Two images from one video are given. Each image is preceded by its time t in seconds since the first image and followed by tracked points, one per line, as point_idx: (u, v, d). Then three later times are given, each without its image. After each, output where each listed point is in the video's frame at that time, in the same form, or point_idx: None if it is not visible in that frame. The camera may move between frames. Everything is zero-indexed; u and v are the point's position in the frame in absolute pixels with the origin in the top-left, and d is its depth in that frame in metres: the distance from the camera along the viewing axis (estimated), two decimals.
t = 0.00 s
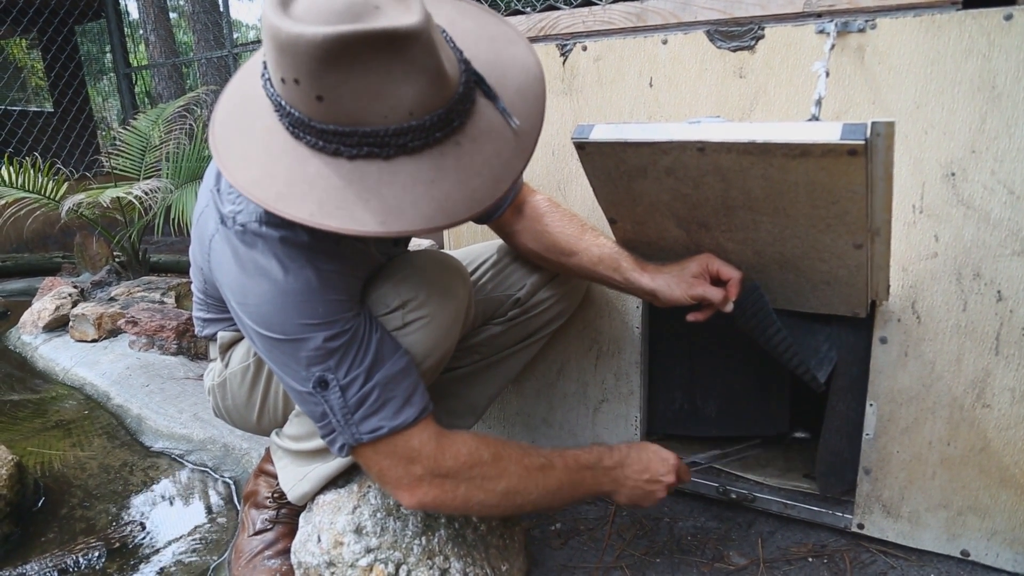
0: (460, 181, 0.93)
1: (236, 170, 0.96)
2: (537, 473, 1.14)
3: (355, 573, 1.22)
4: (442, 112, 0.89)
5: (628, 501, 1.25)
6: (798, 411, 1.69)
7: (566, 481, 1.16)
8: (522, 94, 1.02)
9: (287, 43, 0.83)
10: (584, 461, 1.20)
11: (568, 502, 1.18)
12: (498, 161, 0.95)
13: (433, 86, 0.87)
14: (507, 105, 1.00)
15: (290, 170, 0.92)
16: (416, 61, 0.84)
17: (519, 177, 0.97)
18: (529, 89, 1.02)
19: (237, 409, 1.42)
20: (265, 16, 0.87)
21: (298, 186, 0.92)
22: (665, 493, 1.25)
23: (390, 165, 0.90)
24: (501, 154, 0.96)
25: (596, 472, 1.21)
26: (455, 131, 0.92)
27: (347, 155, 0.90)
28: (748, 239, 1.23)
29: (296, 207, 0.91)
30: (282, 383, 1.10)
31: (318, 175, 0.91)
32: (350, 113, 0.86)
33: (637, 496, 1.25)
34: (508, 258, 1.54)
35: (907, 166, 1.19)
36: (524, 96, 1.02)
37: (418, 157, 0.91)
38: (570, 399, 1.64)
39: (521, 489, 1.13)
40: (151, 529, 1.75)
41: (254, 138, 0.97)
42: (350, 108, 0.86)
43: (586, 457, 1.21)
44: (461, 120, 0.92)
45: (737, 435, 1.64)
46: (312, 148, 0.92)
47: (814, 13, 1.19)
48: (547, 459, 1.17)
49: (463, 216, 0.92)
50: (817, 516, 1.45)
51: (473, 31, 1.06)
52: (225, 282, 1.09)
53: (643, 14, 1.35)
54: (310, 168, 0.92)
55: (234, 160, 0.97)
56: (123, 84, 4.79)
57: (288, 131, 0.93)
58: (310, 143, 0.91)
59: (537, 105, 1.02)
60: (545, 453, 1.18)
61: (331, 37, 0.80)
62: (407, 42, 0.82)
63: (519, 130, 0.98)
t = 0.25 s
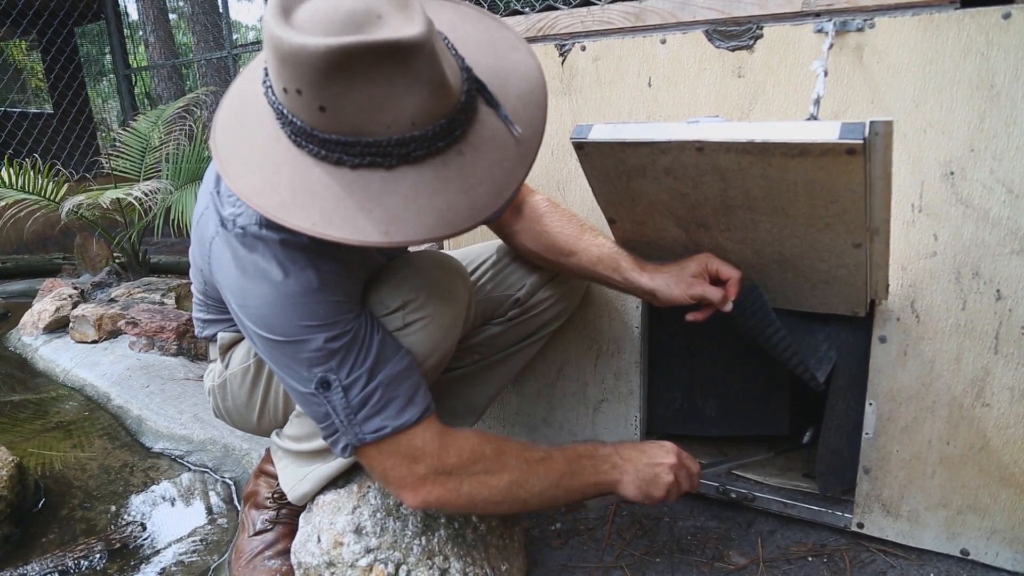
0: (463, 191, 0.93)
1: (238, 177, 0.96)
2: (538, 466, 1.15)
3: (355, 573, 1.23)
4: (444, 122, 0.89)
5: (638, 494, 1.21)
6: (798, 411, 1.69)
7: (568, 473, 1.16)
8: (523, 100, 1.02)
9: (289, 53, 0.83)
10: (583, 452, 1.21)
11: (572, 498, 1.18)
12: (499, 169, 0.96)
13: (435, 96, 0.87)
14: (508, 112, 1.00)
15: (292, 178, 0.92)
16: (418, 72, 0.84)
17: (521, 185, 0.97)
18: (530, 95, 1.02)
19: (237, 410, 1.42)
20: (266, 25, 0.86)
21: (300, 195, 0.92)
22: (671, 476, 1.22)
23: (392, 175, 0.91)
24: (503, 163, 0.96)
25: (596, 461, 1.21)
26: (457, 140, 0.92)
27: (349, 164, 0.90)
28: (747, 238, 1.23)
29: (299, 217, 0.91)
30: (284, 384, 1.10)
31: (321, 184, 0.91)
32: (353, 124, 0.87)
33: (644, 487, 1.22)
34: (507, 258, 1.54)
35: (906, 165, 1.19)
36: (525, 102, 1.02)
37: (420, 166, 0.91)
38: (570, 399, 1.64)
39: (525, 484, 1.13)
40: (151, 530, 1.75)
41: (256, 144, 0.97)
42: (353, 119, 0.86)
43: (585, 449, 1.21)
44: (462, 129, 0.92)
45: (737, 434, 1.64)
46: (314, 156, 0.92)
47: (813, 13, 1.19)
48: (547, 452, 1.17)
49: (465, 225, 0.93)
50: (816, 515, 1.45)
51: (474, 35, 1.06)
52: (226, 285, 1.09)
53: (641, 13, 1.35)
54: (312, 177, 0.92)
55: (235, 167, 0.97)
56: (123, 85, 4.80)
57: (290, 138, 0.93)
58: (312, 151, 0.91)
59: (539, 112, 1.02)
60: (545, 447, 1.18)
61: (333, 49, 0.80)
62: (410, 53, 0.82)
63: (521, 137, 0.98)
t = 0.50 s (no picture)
0: (464, 195, 0.93)
1: (239, 180, 0.96)
2: (539, 463, 1.15)
3: (354, 572, 1.23)
4: (445, 127, 0.90)
5: (640, 482, 1.21)
6: (798, 411, 1.69)
7: (569, 470, 1.17)
8: (524, 105, 1.02)
9: (291, 58, 0.83)
10: (582, 449, 1.22)
11: (576, 496, 1.18)
12: (500, 174, 0.96)
13: (436, 102, 0.87)
14: (510, 117, 1.00)
15: (293, 181, 0.93)
16: (419, 78, 0.84)
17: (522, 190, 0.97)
18: (532, 98, 1.02)
19: (237, 410, 1.42)
20: (268, 30, 0.86)
21: (301, 199, 0.92)
22: (669, 461, 1.22)
23: (393, 179, 0.91)
24: (504, 167, 0.96)
25: (597, 458, 1.22)
26: (457, 145, 0.92)
27: (350, 168, 0.90)
28: (746, 238, 1.23)
29: (300, 221, 0.91)
30: (286, 385, 1.10)
31: (321, 189, 0.91)
32: (354, 129, 0.87)
33: (647, 475, 1.21)
34: (507, 258, 1.55)
35: (905, 165, 1.19)
36: (527, 106, 1.02)
37: (421, 171, 0.91)
38: (569, 399, 1.64)
39: (527, 481, 1.13)
40: (152, 529, 1.75)
41: (258, 147, 0.97)
42: (354, 124, 0.86)
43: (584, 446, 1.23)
44: (463, 134, 0.92)
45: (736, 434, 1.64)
46: (315, 160, 0.92)
47: (812, 13, 1.19)
48: (547, 451, 1.19)
49: (465, 230, 0.93)
50: (816, 515, 1.45)
51: (474, 39, 1.05)
52: (228, 286, 1.09)
53: (641, 13, 1.35)
54: (313, 181, 0.92)
55: (237, 170, 0.97)
56: (122, 85, 4.82)
57: (291, 142, 0.94)
58: (313, 155, 0.91)
59: (541, 116, 1.02)
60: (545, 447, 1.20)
61: (334, 55, 0.80)
62: (411, 59, 0.82)
63: (522, 141, 0.98)
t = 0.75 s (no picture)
0: (463, 197, 0.93)
1: (239, 182, 0.96)
2: (539, 462, 1.16)
3: (355, 572, 1.23)
4: (444, 129, 0.90)
5: (642, 479, 1.21)
6: (798, 410, 1.69)
7: (570, 468, 1.17)
8: (524, 107, 1.02)
9: (290, 60, 0.83)
10: (582, 447, 1.22)
11: (576, 494, 1.18)
12: (499, 175, 0.96)
13: (435, 104, 0.87)
14: (509, 119, 1.00)
15: (293, 183, 0.93)
16: (418, 80, 0.84)
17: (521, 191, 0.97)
18: (531, 101, 1.03)
19: (238, 410, 1.42)
20: (267, 32, 0.86)
21: (301, 201, 0.92)
22: (671, 457, 1.23)
23: (392, 181, 0.91)
24: (503, 169, 0.96)
25: (597, 455, 1.22)
26: (457, 148, 0.93)
27: (349, 170, 0.90)
28: (747, 237, 1.23)
29: (299, 223, 0.91)
30: (287, 385, 1.10)
31: (321, 191, 0.92)
32: (353, 131, 0.87)
33: (648, 472, 1.22)
34: (508, 259, 1.55)
35: (905, 165, 1.19)
36: (526, 109, 1.02)
37: (421, 173, 0.91)
38: (570, 399, 1.65)
39: (527, 480, 1.14)
40: (153, 529, 1.75)
41: (258, 149, 0.97)
42: (353, 126, 0.86)
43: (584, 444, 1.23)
44: (462, 137, 0.93)
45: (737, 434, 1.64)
46: (315, 162, 0.92)
47: (812, 13, 1.19)
48: (547, 450, 1.19)
49: (464, 231, 0.93)
50: (816, 514, 1.45)
51: (475, 40, 1.05)
52: (228, 287, 1.09)
53: (641, 14, 1.35)
54: (312, 183, 0.92)
55: (237, 173, 0.97)
56: (123, 86, 4.82)
57: (290, 144, 0.94)
58: (312, 157, 0.91)
59: (540, 119, 1.02)
60: (545, 446, 1.20)
61: (333, 57, 0.80)
62: (409, 61, 0.82)
63: (521, 144, 0.99)
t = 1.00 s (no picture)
0: (464, 198, 0.94)
1: (241, 181, 0.96)
2: (538, 464, 1.16)
3: (355, 572, 1.23)
4: (445, 129, 0.90)
5: (642, 482, 1.21)
6: (798, 411, 1.70)
7: (569, 470, 1.17)
8: (526, 108, 1.02)
9: (291, 60, 0.83)
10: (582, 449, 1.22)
11: (575, 495, 1.18)
12: (500, 176, 0.96)
13: (436, 104, 0.87)
14: (511, 119, 1.00)
15: (293, 183, 0.93)
16: (419, 80, 0.84)
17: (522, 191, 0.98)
18: (533, 102, 1.03)
19: (239, 409, 1.42)
20: (269, 32, 0.86)
21: (301, 201, 0.92)
22: (671, 461, 1.22)
23: (393, 182, 0.91)
24: (504, 170, 0.96)
25: (597, 457, 1.22)
26: (458, 148, 0.93)
27: (350, 170, 0.91)
28: (748, 238, 1.23)
29: (300, 223, 0.91)
30: (286, 385, 1.10)
31: (322, 191, 0.92)
32: (354, 130, 0.87)
33: (648, 475, 1.22)
34: (508, 259, 1.55)
35: (906, 166, 1.19)
36: (528, 110, 1.02)
37: (421, 173, 0.91)
38: (570, 399, 1.65)
39: (527, 482, 1.14)
40: (153, 528, 1.75)
41: (259, 148, 0.97)
42: (354, 126, 0.86)
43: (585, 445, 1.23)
44: (463, 138, 0.93)
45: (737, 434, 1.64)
46: (316, 162, 0.92)
47: (814, 14, 1.20)
48: (547, 452, 1.19)
49: (464, 233, 0.93)
50: (816, 515, 1.45)
51: (477, 41, 1.05)
52: (229, 286, 1.10)
53: (643, 14, 1.35)
54: (313, 183, 0.92)
55: (238, 172, 0.97)
56: (124, 84, 4.80)
57: (291, 143, 0.94)
58: (313, 157, 0.91)
59: (541, 120, 1.02)
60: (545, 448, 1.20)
61: (334, 57, 0.80)
62: (410, 61, 0.82)
63: (522, 145, 0.99)
